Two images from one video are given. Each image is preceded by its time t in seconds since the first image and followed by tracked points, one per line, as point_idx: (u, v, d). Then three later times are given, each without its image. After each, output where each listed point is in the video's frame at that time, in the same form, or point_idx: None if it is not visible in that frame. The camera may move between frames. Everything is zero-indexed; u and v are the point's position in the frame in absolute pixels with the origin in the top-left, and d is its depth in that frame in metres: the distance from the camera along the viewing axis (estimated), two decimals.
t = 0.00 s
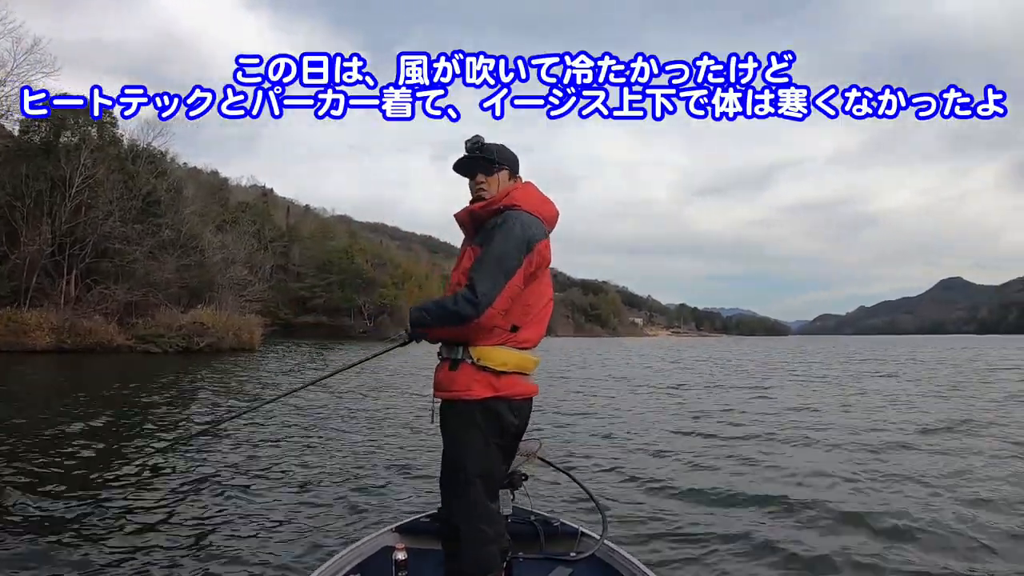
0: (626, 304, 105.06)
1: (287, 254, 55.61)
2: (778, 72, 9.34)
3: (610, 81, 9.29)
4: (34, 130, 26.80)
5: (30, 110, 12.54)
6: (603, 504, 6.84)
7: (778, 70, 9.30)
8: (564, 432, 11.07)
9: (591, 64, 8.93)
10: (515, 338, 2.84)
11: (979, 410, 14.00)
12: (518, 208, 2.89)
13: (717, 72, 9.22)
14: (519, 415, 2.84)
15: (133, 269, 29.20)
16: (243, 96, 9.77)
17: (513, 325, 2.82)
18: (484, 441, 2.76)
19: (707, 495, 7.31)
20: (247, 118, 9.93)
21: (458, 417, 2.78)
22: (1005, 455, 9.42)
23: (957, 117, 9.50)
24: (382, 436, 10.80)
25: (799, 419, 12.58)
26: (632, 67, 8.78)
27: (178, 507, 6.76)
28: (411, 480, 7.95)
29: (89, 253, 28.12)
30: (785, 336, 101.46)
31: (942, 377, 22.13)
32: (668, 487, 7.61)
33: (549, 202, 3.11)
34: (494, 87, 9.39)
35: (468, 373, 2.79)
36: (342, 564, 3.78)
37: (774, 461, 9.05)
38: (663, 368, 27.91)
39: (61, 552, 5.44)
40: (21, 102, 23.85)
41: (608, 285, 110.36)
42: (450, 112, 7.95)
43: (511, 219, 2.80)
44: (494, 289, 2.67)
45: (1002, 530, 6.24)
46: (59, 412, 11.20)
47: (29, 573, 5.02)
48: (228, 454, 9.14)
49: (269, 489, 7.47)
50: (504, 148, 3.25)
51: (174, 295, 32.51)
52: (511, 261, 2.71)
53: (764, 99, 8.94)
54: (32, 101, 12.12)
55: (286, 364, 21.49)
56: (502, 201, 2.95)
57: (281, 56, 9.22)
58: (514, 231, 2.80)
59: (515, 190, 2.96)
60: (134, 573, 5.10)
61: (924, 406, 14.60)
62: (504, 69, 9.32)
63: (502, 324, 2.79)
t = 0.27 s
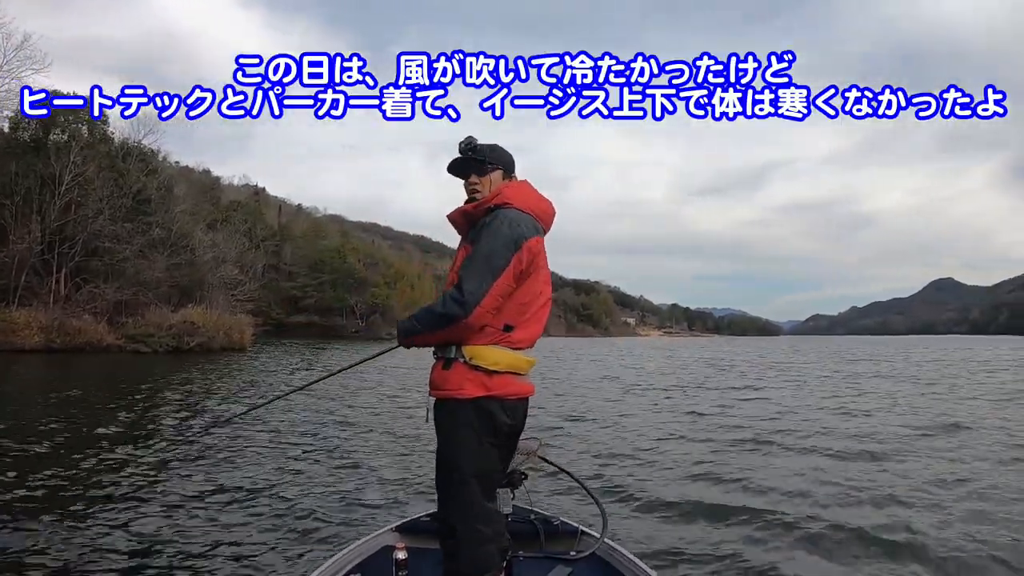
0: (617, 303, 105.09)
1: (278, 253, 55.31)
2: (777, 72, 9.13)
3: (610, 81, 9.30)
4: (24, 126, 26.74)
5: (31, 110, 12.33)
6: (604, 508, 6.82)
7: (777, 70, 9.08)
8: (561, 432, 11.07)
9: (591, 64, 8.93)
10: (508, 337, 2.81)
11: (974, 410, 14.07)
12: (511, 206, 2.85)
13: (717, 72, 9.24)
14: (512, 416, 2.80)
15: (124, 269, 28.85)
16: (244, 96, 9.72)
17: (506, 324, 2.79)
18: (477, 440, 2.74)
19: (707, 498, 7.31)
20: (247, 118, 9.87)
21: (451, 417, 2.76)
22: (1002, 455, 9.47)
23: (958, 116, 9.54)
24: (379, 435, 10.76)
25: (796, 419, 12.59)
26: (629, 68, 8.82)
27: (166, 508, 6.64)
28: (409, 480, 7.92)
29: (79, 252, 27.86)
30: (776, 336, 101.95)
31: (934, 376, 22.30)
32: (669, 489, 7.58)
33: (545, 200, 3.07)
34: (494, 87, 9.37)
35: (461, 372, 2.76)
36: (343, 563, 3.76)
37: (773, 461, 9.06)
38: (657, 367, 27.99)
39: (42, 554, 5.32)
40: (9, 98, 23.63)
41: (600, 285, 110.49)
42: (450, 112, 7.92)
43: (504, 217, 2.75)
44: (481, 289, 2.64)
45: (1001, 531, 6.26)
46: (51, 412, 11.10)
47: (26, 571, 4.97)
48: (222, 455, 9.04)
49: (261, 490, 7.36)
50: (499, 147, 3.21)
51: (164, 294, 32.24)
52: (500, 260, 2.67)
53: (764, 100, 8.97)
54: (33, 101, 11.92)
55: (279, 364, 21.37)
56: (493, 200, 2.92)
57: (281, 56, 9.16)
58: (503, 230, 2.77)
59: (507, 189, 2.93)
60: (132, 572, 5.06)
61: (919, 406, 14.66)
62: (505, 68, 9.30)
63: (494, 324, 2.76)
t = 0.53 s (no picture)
0: (610, 304, 105.26)
1: (270, 252, 55.05)
2: (777, 72, 9.42)
3: (610, 81, 9.33)
4: (14, 122, 26.56)
5: (30, 110, 12.13)
6: (604, 506, 6.80)
7: (777, 70, 9.36)
8: (558, 432, 11.06)
9: (591, 64, 8.94)
10: (501, 336, 2.76)
11: (970, 410, 14.13)
12: (499, 204, 2.81)
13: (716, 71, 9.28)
14: (507, 416, 2.75)
15: (114, 268, 28.45)
16: (243, 96, 9.69)
17: (498, 323, 2.73)
18: (472, 439, 2.69)
19: (706, 497, 7.30)
20: (245, 118, 9.89)
21: (445, 417, 2.71)
22: (999, 453, 9.50)
23: (959, 117, 9.61)
24: (374, 436, 10.72)
25: (793, 420, 12.61)
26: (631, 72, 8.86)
27: (153, 511, 6.56)
28: (404, 482, 7.89)
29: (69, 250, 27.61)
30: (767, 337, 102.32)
31: (926, 377, 22.46)
32: (668, 489, 7.57)
33: (536, 197, 3.03)
34: (494, 87, 9.37)
35: (454, 372, 2.72)
36: (342, 563, 3.74)
37: (771, 461, 9.06)
38: (651, 368, 28.04)
39: (24, 557, 5.24)
40: None
41: (592, 285, 110.56)
42: (450, 112, 7.90)
43: (490, 214, 2.72)
44: (467, 288, 2.60)
45: (1002, 528, 6.26)
46: (43, 412, 11.00)
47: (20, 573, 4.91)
48: (214, 457, 8.94)
49: (254, 492, 7.31)
50: (489, 146, 3.19)
51: (155, 293, 32.01)
52: (486, 257, 2.63)
53: (764, 100, 9.01)
54: (34, 101, 11.79)
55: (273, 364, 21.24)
56: (480, 199, 2.90)
57: (280, 56, 9.10)
58: (490, 227, 2.73)
59: (494, 187, 2.90)
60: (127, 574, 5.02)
61: (915, 407, 14.71)
62: (504, 69, 9.29)
63: (485, 322, 2.72)
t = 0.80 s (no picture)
0: (603, 304, 105.38)
1: (262, 251, 54.77)
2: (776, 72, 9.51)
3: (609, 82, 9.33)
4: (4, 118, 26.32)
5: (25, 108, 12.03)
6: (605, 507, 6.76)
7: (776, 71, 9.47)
8: (554, 433, 11.06)
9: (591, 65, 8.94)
10: (496, 337, 2.63)
11: (966, 410, 14.18)
12: (492, 203, 2.72)
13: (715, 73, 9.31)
14: (504, 418, 2.61)
15: (104, 266, 28.12)
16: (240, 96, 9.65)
17: (493, 325, 2.61)
18: (468, 442, 2.57)
19: (708, 498, 7.27)
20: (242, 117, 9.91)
21: (441, 420, 2.60)
22: (998, 452, 9.51)
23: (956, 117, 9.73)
24: (369, 436, 10.69)
25: (791, 419, 12.63)
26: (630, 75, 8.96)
27: (139, 515, 6.43)
28: (400, 483, 7.86)
29: (59, 247, 27.34)
30: (760, 338, 102.68)
31: (919, 378, 22.57)
32: (669, 490, 7.54)
33: (533, 196, 2.92)
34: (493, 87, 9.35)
35: (449, 375, 2.61)
36: (342, 565, 3.73)
37: (770, 461, 9.05)
38: (646, 368, 28.07)
39: (1, 563, 5.12)
40: None
41: (586, 286, 110.64)
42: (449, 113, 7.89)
43: (481, 214, 2.62)
44: (457, 289, 2.50)
45: (1005, 527, 6.25)
46: (35, 413, 10.88)
47: None
48: (207, 457, 8.88)
49: (246, 496, 7.24)
50: (485, 146, 3.12)
51: (146, 292, 31.75)
52: (477, 257, 2.53)
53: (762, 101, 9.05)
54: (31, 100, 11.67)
55: (267, 364, 21.11)
56: (473, 200, 2.82)
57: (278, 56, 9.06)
58: (481, 228, 2.64)
59: (488, 185, 2.82)
60: None
61: (912, 406, 14.75)
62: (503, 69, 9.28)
63: (480, 324, 2.61)
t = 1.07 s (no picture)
0: (597, 305, 105.40)
1: (255, 250, 54.50)
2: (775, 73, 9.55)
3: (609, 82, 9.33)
4: None
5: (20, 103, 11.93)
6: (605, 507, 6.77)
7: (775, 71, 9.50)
8: (551, 433, 11.06)
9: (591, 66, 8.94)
10: (493, 336, 2.61)
11: (962, 411, 14.24)
12: (490, 202, 2.69)
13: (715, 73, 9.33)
14: (502, 416, 2.58)
15: (95, 263, 27.89)
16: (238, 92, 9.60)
17: (490, 324, 2.59)
18: (466, 441, 2.54)
19: (707, 498, 7.29)
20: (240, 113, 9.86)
21: (437, 419, 2.58)
22: (994, 452, 9.55)
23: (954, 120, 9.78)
24: (364, 435, 10.66)
25: (788, 420, 12.66)
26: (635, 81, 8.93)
27: (128, 516, 6.37)
28: (396, 482, 7.84)
29: (49, 244, 27.09)
30: (753, 339, 102.93)
31: (912, 380, 22.66)
32: (667, 491, 7.56)
33: (533, 194, 2.90)
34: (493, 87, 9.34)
35: (446, 373, 2.58)
36: (341, 565, 3.72)
37: (768, 461, 9.09)
38: (641, 369, 28.08)
39: None
40: None
41: (579, 287, 110.66)
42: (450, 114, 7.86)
43: (479, 214, 2.60)
44: (452, 289, 2.47)
45: (1003, 527, 6.27)
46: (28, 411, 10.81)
47: None
48: (201, 456, 8.84)
49: (240, 496, 7.20)
50: (486, 144, 3.10)
51: (138, 289, 31.49)
52: (472, 257, 2.50)
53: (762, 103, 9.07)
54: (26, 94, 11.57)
55: (261, 364, 21.01)
56: (470, 199, 2.80)
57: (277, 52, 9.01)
58: (477, 228, 2.61)
59: (485, 185, 2.79)
60: None
61: (908, 408, 14.81)
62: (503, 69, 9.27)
63: (476, 324, 2.58)
